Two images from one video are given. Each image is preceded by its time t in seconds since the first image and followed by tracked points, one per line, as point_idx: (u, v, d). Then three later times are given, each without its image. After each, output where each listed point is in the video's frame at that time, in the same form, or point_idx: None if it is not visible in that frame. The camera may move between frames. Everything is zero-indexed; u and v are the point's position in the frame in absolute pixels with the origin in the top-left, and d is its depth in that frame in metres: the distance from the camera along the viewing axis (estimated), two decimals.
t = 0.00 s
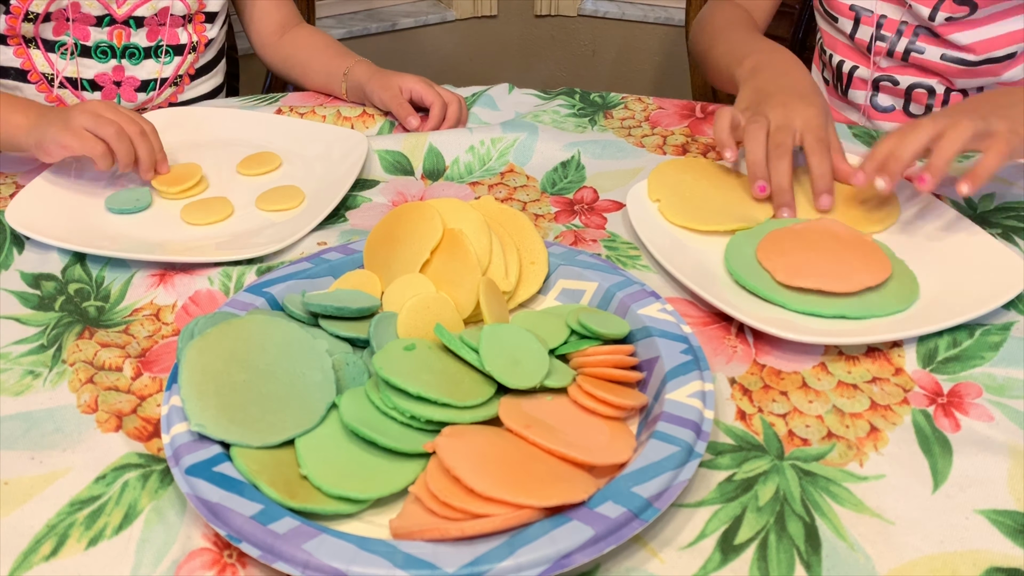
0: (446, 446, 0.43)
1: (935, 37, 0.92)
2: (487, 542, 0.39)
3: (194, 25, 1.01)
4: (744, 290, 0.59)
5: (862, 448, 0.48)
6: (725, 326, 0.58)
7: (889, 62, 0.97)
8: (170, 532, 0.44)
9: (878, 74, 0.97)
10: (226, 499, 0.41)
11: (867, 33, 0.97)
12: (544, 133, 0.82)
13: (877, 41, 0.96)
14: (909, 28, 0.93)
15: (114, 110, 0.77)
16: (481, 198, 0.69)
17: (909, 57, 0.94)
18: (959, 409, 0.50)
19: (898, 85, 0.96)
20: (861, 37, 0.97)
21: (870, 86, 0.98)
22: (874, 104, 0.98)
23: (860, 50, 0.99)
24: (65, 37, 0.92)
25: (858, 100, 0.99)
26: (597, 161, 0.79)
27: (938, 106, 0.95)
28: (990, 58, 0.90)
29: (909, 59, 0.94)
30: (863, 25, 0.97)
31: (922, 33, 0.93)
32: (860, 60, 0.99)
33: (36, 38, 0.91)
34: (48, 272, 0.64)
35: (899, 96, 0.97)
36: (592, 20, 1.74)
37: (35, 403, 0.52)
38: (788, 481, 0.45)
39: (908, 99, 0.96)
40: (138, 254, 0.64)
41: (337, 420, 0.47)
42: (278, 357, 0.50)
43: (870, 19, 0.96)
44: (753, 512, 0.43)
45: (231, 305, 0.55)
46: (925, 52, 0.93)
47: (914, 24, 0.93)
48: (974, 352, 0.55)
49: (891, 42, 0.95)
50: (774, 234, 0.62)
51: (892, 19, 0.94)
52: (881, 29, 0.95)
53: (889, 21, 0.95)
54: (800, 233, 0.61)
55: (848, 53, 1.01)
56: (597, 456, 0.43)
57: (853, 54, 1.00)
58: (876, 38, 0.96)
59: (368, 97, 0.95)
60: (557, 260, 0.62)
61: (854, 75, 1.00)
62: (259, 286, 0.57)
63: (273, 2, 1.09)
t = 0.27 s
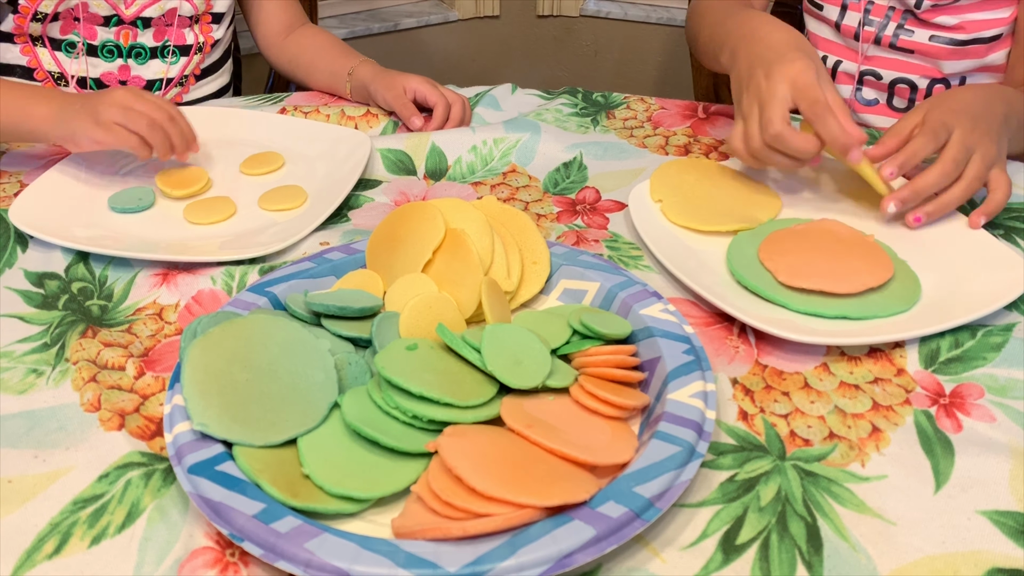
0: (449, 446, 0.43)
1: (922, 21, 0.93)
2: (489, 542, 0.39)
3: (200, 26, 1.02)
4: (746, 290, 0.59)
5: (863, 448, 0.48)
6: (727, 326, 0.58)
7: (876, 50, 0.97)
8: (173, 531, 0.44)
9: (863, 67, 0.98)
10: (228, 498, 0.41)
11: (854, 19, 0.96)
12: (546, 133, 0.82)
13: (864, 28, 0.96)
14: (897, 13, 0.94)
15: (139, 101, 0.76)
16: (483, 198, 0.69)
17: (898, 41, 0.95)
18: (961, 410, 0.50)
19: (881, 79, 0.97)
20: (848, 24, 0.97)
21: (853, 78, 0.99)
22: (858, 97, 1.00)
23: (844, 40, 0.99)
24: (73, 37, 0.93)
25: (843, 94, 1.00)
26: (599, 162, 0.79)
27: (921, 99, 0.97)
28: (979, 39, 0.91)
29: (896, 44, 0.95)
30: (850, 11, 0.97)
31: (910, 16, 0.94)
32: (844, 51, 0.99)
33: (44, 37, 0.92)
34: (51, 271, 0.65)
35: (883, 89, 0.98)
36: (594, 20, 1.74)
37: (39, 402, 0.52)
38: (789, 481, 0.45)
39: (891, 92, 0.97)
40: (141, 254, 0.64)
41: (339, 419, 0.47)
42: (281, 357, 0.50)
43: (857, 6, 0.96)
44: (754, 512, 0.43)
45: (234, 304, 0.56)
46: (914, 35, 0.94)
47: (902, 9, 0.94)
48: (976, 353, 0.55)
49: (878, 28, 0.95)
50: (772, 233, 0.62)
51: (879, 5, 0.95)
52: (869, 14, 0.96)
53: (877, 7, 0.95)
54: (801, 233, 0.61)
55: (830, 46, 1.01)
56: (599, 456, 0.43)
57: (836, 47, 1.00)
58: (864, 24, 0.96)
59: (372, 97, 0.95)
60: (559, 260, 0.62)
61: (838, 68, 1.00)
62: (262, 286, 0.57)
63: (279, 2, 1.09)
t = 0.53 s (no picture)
0: (456, 443, 0.43)
1: (916, 13, 0.93)
2: (497, 539, 0.39)
3: (212, 27, 1.02)
4: (753, 290, 0.60)
5: (870, 448, 0.48)
6: (734, 326, 0.58)
7: (871, 44, 0.98)
8: (182, 526, 0.44)
9: (858, 62, 0.99)
10: (238, 494, 0.42)
11: (849, 14, 0.97)
12: (553, 133, 0.82)
13: (858, 23, 0.96)
14: (890, 8, 0.94)
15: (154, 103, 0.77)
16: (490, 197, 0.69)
17: (891, 35, 0.95)
18: (968, 410, 0.50)
19: (876, 72, 0.98)
20: (843, 19, 0.98)
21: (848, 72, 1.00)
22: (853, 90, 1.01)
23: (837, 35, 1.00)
24: (90, 35, 0.94)
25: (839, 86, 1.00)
26: (606, 162, 0.79)
27: (916, 91, 0.97)
28: (973, 30, 0.91)
29: (891, 38, 0.95)
30: (845, 6, 0.97)
31: (903, 10, 0.94)
32: (839, 45, 1.00)
33: (62, 35, 0.93)
34: (62, 268, 0.65)
35: (877, 83, 0.99)
36: (601, 21, 1.74)
37: (50, 397, 0.53)
38: (796, 480, 0.46)
39: (886, 86, 0.98)
40: (151, 251, 0.65)
41: (348, 416, 0.48)
42: (289, 354, 0.50)
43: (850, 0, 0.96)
44: (761, 511, 0.44)
45: (243, 302, 0.56)
46: (907, 29, 0.94)
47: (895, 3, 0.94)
48: (983, 354, 0.55)
49: (871, 23, 0.96)
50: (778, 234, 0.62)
51: None
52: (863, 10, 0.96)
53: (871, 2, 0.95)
54: (808, 234, 0.61)
55: (826, 40, 1.02)
56: (606, 454, 0.44)
57: (832, 40, 1.01)
58: (858, 18, 0.96)
59: (381, 97, 0.95)
60: (566, 259, 0.62)
61: (833, 61, 1.01)
62: (270, 283, 0.58)
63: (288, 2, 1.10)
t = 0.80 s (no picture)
0: (464, 442, 0.44)
1: (905, 15, 0.96)
2: (504, 537, 0.40)
3: (218, 30, 1.03)
4: (761, 290, 0.59)
5: (878, 448, 0.48)
6: (742, 326, 0.58)
7: (862, 46, 1.00)
8: (192, 524, 0.45)
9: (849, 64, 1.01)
10: (247, 492, 0.42)
11: (839, 17, 1.00)
12: (562, 132, 0.82)
13: (849, 25, 0.99)
14: (880, 10, 0.97)
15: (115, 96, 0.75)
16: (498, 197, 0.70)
17: (882, 37, 0.98)
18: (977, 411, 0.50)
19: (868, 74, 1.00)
20: (834, 22, 1.01)
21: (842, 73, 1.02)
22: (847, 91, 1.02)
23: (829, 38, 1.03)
24: (95, 48, 0.94)
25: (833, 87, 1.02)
26: (613, 162, 0.79)
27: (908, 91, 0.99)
28: (962, 32, 0.95)
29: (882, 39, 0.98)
30: (834, 10, 1.00)
31: (893, 13, 0.97)
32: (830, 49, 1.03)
33: (67, 49, 0.92)
34: (72, 267, 0.65)
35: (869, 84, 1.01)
36: (608, 20, 1.74)
37: (60, 395, 0.53)
38: (804, 480, 0.46)
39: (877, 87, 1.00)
40: (160, 250, 0.65)
41: (356, 415, 0.48)
42: (298, 353, 0.50)
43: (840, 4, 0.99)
44: (768, 511, 0.43)
45: (252, 301, 0.56)
46: (897, 31, 0.97)
47: (885, 5, 0.97)
48: (992, 354, 0.55)
49: (863, 25, 0.98)
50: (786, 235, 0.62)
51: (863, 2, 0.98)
52: (853, 12, 0.98)
53: (860, 5, 0.98)
54: (817, 234, 0.61)
55: (817, 44, 1.05)
56: (613, 453, 0.44)
57: (824, 44, 1.04)
58: (849, 21, 0.99)
59: (390, 97, 0.96)
60: (574, 258, 0.62)
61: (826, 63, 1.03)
62: (279, 283, 0.58)
63: (293, 2, 1.10)
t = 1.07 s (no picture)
0: (465, 441, 0.44)
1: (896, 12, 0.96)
2: (505, 537, 0.40)
3: (221, 30, 1.03)
4: (762, 290, 0.59)
5: (878, 448, 0.48)
6: (743, 326, 0.58)
7: (854, 44, 1.01)
8: (192, 523, 0.45)
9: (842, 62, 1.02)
10: (248, 491, 0.42)
11: (831, 16, 1.01)
12: (563, 132, 0.82)
13: (840, 23, 1.00)
14: (871, 8, 0.97)
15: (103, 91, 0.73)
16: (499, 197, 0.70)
17: (873, 35, 0.98)
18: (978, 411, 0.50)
19: (861, 72, 1.01)
20: (826, 21, 1.01)
21: (835, 72, 1.03)
22: (841, 90, 1.03)
23: (822, 37, 1.04)
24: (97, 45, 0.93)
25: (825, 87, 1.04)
26: (615, 161, 0.79)
27: (902, 88, 1.00)
28: (954, 28, 0.94)
29: (873, 37, 0.98)
30: (827, 8, 1.01)
31: (884, 10, 0.97)
32: (823, 47, 1.04)
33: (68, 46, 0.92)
34: (74, 266, 0.66)
35: (863, 82, 1.02)
36: (610, 20, 1.74)
37: (62, 394, 0.53)
38: (804, 480, 0.46)
39: (871, 84, 1.01)
40: (162, 250, 0.65)
41: (357, 414, 0.48)
42: (299, 353, 0.50)
43: (831, 3, 1.00)
44: (769, 511, 0.43)
45: (253, 300, 0.56)
46: (888, 28, 0.97)
47: (875, 3, 0.97)
48: (993, 355, 0.55)
49: (853, 23, 0.99)
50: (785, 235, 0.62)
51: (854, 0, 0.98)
52: (844, 11, 0.99)
53: (851, 3, 0.99)
54: (818, 234, 0.61)
55: (811, 43, 1.06)
56: (614, 453, 0.44)
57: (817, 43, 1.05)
58: (840, 20, 1.00)
59: (392, 97, 0.96)
60: (574, 258, 0.62)
61: (820, 63, 1.05)
62: (280, 282, 0.58)
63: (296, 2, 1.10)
